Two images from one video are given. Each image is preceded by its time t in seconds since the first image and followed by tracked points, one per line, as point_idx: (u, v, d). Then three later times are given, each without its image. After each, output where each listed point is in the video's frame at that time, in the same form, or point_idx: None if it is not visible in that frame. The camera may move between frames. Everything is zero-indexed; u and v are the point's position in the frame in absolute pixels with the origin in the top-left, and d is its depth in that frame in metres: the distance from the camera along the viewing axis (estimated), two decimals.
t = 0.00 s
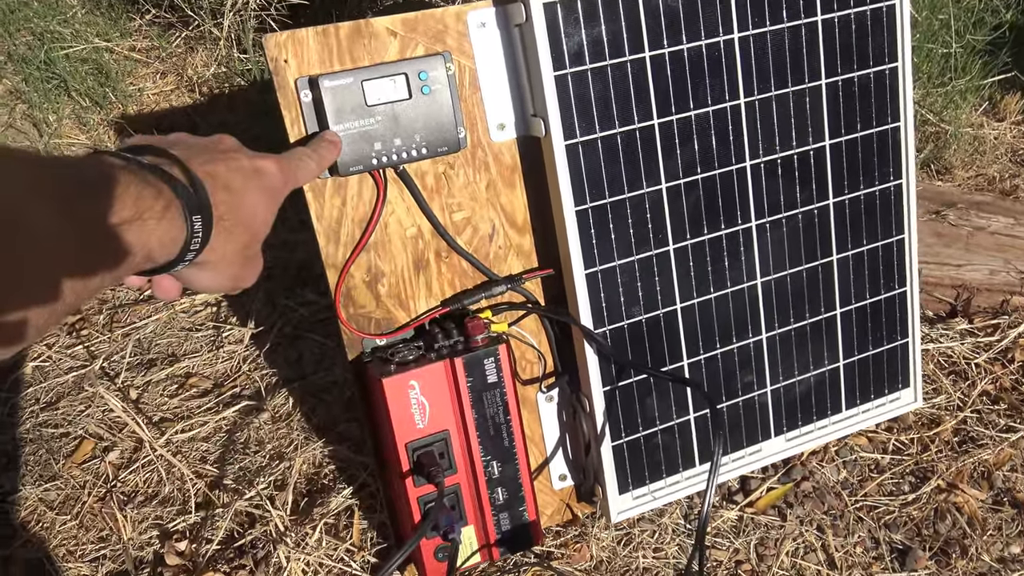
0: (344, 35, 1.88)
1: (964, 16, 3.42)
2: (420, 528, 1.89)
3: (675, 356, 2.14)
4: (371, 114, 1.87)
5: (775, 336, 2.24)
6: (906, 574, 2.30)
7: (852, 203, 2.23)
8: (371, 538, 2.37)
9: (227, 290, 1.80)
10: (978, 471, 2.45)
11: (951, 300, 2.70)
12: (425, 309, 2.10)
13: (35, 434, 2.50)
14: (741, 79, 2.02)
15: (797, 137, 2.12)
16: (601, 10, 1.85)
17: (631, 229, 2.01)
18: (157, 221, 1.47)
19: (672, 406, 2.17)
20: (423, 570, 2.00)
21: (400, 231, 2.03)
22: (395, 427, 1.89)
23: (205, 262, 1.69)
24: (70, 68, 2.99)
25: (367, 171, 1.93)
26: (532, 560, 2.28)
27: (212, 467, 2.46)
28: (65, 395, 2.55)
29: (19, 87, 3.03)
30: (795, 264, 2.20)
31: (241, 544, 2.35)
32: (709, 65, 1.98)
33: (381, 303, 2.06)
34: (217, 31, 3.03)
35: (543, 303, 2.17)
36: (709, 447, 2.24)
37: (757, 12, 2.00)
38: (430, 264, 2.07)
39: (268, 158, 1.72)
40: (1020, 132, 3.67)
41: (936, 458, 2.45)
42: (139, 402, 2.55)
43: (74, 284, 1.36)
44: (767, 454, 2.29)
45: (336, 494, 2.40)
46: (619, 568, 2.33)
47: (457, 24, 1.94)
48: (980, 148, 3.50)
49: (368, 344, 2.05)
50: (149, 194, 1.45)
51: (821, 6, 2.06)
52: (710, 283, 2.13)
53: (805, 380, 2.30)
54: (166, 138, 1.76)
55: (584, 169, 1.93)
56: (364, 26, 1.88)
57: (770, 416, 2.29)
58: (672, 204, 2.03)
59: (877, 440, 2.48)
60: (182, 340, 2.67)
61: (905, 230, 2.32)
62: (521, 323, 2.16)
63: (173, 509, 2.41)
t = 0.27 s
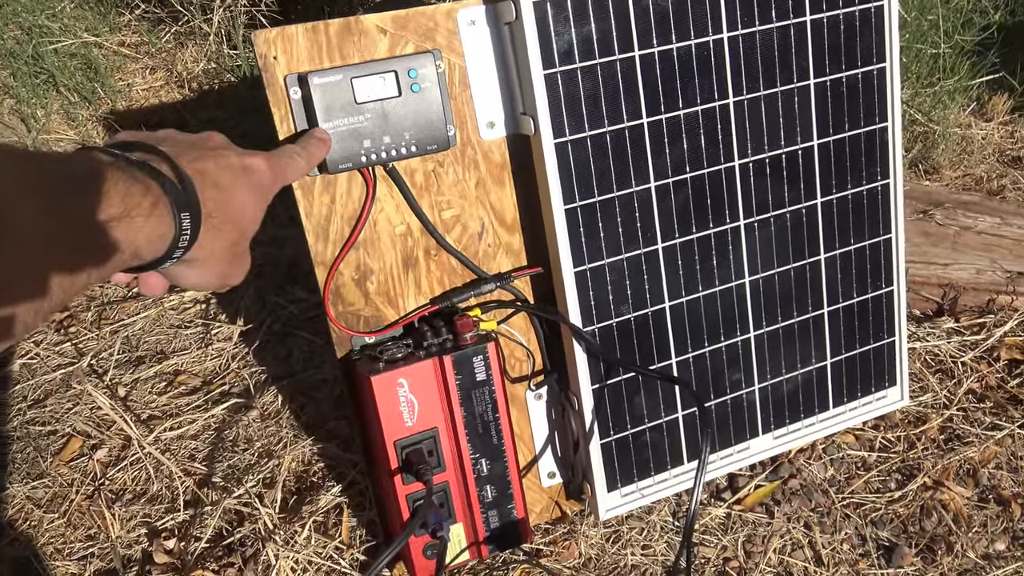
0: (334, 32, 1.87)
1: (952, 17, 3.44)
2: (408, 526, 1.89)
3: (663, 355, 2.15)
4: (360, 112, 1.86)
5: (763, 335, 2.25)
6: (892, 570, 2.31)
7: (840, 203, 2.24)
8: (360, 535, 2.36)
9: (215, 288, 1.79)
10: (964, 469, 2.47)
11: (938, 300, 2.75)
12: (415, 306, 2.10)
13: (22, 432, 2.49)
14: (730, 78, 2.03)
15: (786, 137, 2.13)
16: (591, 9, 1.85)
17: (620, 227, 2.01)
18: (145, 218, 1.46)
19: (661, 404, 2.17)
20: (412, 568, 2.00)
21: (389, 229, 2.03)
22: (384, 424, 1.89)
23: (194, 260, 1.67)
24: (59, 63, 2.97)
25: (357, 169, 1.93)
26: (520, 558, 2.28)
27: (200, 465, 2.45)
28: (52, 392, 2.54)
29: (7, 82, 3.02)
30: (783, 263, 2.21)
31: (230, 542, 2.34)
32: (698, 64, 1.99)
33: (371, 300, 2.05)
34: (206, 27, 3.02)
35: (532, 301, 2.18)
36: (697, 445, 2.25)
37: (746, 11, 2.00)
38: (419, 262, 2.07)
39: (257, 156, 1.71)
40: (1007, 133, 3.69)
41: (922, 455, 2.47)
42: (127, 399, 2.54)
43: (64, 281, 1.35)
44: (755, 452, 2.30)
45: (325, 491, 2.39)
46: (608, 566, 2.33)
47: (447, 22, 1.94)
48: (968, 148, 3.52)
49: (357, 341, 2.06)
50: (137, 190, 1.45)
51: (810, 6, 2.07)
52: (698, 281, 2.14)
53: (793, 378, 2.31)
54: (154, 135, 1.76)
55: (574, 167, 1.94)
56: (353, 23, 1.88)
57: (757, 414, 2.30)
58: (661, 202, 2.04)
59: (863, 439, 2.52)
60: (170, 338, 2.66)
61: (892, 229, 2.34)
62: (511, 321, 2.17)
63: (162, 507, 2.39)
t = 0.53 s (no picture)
0: (326, 34, 1.87)
1: (945, 15, 3.46)
2: (402, 527, 1.89)
3: (657, 354, 2.15)
4: (353, 113, 1.87)
5: (756, 334, 2.25)
6: (886, 569, 2.31)
7: (832, 202, 2.25)
8: (355, 536, 2.36)
9: (207, 286, 1.79)
10: (958, 467, 2.47)
11: (931, 298, 2.76)
12: (408, 307, 2.10)
13: (17, 434, 2.49)
14: (721, 78, 2.03)
15: (778, 136, 2.13)
16: (583, 10, 1.86)
17: (613, 227, 2.02)
18: (137, 216, 1.46)
19: (655, 404, 2.18)
20: (407, 569, 2.00)
21: (382, 230, 2.03)
22: (378, 425, 1.90)
23: (185, 258, 1.67)
24: (53, 64, 2.96)
25: (349, 171, 1.94)
26: (515, 558, 2.29)
27: (195, 466, 2.45)
28: (47, 394, 2.55)
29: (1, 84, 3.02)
30: (776, 262, 2.22)
31: (225, 543, 2.32)
32: (690, 65, 1.99)
33: (364, 302, 2.06)
34: (200, 28, 3.02)
35: (525, 301, 2.18)
36: (690, 444, 2.26)
37: (737, 12, 2.01)
38: (413, 263, 2.07)
39: (249, 155, 1.71)
40: (1001, 131, 3.71)
41: (916, 454, 2.48)
42: (122, 401, 2.54)
43: (56, 280, 1.35)
44: (748, 451, 2.31)
45: (320, 492, 2.38)
46: (603, 565, 2.33)
47: (439, 23, 1.95)
48: (961, 147, 3.53)
49: (350, 342, 2.06)
50: (129, 188, 1.45)
51: (801, 6, 2.07)
52: (692, 281, 2.14)
53: (786, 377, 2.32)
54: (146, 133, 1.75)
55: (566, 168, 1.94)
56: (345, 25, 1.88)
57: (751, 413, 2.31)
58: (653, 203, 2.05)
59: (858, 437, 2.53)
60: (165, 340, 2.67)
61: (884, 228, 2.34)
62: (504, 322, 2.17)
63: (156, 508, 2.39)
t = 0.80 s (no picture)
0: (321, 33, 1.87)
1: (943, 13, 3.46)
2: (399, 526, 1.89)
3: (654, 353, 2.15)
4: (348, 112, 1.86)
5: (753, 332, 2.25)
6: (884, 566, 2.30)
7: (829, 200, 2.25)
8: (352, 535, 2.35)
9: (203, 281, 1.78)
10: (956, 465, 2.46)
11: (928, 296, 2.77)
12: (405, 306, 2.10)
13: (14, 434, 2.48)
14: (718, 76, 2.03)
15: (774, 134, 2.13)
16: (578, 8, 1.86)
17: (609, 226, 2.02)
18: (132, 211, 1.46)
19: (652, 402, 2.18)
20: (404, 568, 2.00)
21: (378, 229, 2.03)
22: (375, 424, 1.90)
23: (180, 254, 1.66)
24: (49, 64, 2.96)
25: (345, 169, 1.93)
26: (512, 557, 2.28)
27: (192, 466, 2.44)
28: (45, 394, 2.55)
29: None
30: (772, 260, 2.22)
31: (222, 543, 2.31)
32: (686, 63, 1.99)
33: (361, 301, 2.06)
34: (197, 28, 3.02)
35: (522, 300, 2.18)
36: (688, 442, 2.26)
37: (733, 10, 2.01)
38: (409, 262, 2.07)
39: (246, 151, 1.71)
40: (998, 129, 3.71)
41: (913, 451, 2.48)
42: (119, 401, 2.54)
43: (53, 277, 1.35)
44: (746, 449, 2.31)
45: (318, 491, 2.38)
46: (600, 564, 2.32)
47: (435, 22, 1.94)
48: (959, 145, 3.53)
49: (347, 341, 2.06)
50: (124, 183, 1.45)
51: (797, 4, 2.07)
52: (688, 279, 2.14)
53: (784, 375, 2.32)
54: (142, 129, 1.75)
55: (563, 166, 1.94)
56: (340, 24, 1.88)
57: (749, 411, 2.30)
58: (650, 201, 2.04)
59: (855, 435, 2.53)
60: (162, 340, 2.68)
61: (881, 226, 2.34)
62: (501, 320, 2.17)
63: (153, 508, 2.37)
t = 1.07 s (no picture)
0: (320, 33, 1.87)
1: (942, 12, 3.46)
2: (399, 525, 1.89)
3: (654, 352, 2.15)
4: (348, 112, 1.87)
5: (753, 331, 2.25)
6: (885, 564, 2.26)
7: (828, 199, 2.25)
8: (353, 536, 2.31)
9: (209, 290, 1.78)
10: (956, 463, 2.44)
11: (929, 295, 2.79)
12: (405, 306, 2.10)
13: (16, 435, 2.49)
14: (716, 75, 2.03)
15: (773, 133, 2.13)
16: (577, 8, 1.86)
17: (609, 225, 2.02)
18: (142, 221, 1.46)
19: (652, 401, 2.18)
20: (405, 568, 2.00)
21: (378, 229, 2.03)
22: (376, 424, 1.90)
23: (190, 262, 1.67)
24: (50, 67, 2.97)
25: (345, 170, 1.94)
26: (514, 556, 2.26)
27: (194, 467, 2.43)
28: (46, 396, 2.57)
29: None
30: (772, 259, 2.22)
31: (223, 543, 2.27)
32: (685, 62, 1.99)
33: (361, 301, 2.06)
34: (197, 29, 3.04)
35: (522, 300, 2.18)
36: (688, 442, 2.26)
37: (732, 8, 2.01)
38: (409, 262, 2.07)
39: (253, 160, 1.71)
40: (998, 127, 3.70)
41: (914, 450, 2.47)
42: (120, 402, 2.55)
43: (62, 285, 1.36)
44: (746, 448, 2.31)
45: (318, 491, 2.36)
46: (601, 564, 2.29)
47: (434, 21, 1.94)
48: (959, 143, 3.54)
49: (347, 342, 2.06)
50: (134, 194, 1.45)
51: (795, 3, 2.07)
52: (688, 278, 2.14)
53: (784, 374, 2.32)
54: (145, 134, 1.75)
55: (562, 165, 1.94)
56: (339, 24, 1.87)
57: (749, 410, 2.31)
58: (649, 200, 2.04)
59: (856, 433, 2.54)
60: (163, 341, 2.72)
61: (881, 224, 2.34)
62: (501, 320, 2.17)
63: (155, 509, 2.35)
